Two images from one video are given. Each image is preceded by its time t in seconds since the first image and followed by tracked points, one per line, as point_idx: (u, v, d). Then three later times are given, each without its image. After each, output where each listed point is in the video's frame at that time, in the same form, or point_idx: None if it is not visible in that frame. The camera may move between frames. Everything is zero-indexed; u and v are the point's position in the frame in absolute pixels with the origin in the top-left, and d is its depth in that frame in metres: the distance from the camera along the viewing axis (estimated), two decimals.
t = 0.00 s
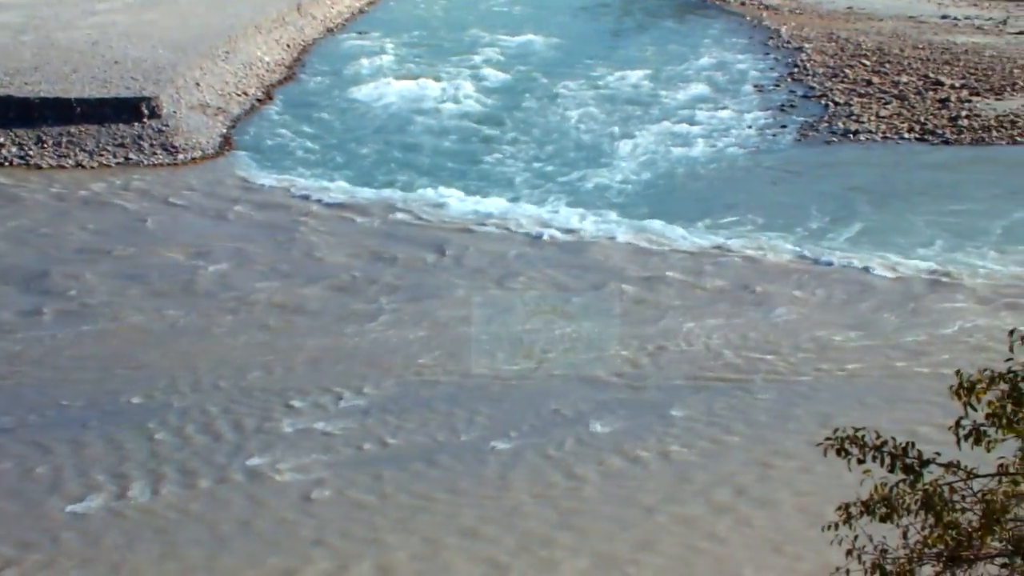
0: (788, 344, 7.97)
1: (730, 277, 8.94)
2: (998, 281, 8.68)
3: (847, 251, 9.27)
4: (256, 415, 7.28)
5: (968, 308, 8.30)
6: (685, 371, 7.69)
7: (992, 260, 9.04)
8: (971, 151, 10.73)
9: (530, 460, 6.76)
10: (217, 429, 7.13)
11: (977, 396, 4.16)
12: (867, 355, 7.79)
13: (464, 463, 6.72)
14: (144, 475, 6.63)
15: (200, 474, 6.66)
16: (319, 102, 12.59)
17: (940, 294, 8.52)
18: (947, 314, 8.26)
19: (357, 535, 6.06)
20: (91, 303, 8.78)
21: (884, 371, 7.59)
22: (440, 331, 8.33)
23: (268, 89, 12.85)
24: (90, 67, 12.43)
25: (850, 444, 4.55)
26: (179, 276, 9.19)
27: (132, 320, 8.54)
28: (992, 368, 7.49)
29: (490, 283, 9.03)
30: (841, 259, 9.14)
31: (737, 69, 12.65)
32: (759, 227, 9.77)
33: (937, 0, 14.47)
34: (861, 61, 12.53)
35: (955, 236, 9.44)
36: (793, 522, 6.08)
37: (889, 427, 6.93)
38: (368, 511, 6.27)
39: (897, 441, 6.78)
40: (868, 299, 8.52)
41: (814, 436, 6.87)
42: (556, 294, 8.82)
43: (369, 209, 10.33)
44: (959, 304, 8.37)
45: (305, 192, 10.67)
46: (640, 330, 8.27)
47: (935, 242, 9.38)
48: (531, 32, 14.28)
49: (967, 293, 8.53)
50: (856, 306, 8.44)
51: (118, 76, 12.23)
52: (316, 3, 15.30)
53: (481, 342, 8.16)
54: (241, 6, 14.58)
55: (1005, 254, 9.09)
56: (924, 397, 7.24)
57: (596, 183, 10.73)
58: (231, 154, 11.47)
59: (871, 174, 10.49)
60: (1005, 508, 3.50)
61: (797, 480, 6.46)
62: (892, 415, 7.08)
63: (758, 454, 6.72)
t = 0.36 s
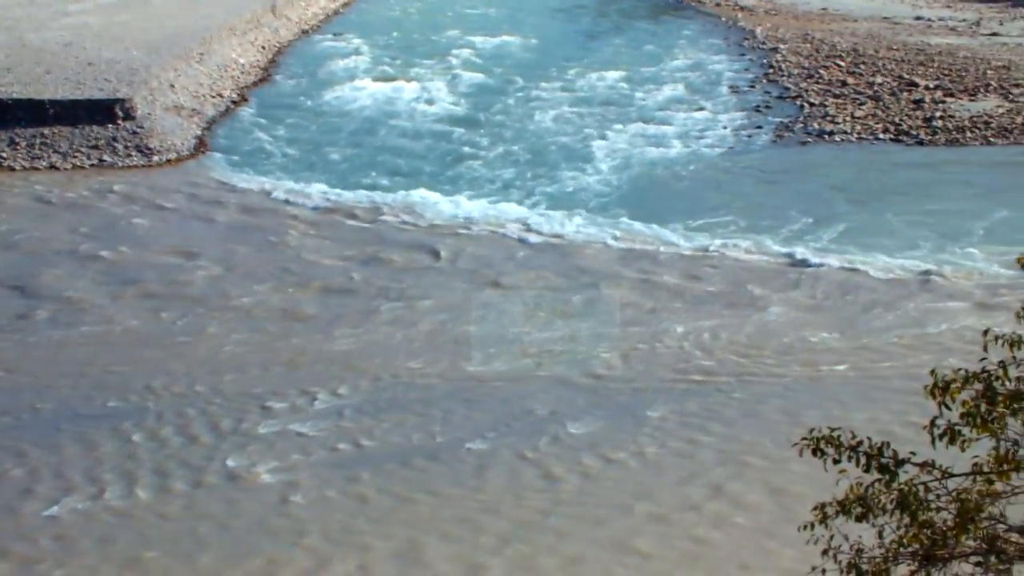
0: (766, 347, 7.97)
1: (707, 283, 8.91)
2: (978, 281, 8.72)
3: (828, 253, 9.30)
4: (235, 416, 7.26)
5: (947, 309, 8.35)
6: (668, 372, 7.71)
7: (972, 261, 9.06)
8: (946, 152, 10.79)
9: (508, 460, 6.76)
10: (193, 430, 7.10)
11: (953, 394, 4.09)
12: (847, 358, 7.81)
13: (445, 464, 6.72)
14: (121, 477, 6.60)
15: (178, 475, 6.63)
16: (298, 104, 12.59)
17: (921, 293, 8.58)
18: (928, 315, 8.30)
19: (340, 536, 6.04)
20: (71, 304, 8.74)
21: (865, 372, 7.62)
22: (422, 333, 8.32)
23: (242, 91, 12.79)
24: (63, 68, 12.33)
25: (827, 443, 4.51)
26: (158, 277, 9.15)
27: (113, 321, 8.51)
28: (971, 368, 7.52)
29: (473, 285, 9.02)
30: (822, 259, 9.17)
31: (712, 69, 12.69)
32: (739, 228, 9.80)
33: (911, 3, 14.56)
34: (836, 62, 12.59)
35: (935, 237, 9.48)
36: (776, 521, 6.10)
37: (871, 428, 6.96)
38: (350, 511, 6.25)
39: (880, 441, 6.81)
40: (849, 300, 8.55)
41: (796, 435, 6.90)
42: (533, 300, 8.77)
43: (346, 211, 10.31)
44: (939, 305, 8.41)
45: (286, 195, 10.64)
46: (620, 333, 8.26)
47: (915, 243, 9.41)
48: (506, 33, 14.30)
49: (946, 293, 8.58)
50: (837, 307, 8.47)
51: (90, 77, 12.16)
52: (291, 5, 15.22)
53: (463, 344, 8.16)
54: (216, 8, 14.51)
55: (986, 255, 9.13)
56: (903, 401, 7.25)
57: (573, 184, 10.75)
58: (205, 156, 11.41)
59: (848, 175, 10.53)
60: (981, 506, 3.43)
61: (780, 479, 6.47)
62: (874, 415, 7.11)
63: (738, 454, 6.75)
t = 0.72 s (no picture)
0: (739, 353, 7.95)
1: (682, 289, 8.89)
2: (953, 286, 8.73)
3: (805, 258, 9.29)
4: (207, 423, 7.22)
5: (921, 313, 8.36)
6: (642, 377, 7.69)
7: (950, 265, 9.08)
8: (918, 156, 10.81)
9: (481, 465, 6.73)
10: (164, 437, 7.06)
11: (926, 398, 4.10)
12: (820, 363, 7.80)
13: (419, 469, 6.69)
14: (93, 486, 6.55)
15: (151, 482, 6.59)
16: (272, 110, 12.54)
17: (896, 297, 8.59)
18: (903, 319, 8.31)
19: (317, 541, 6.01)
20: (43, 311, 8.68)
21: (839, 377, 7.62)
22: (396, 339, 8.28)
23: (214, 96, 12.74)
24: (34, 74, 12.27)
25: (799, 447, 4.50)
26: (130, 283, 9.09)
27: (88, 329, 8.45)
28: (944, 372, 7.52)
29: (449, 290, 8.99)
30: (799, 263, 9.17)
31: (685, 74, 12.68)
32: (715, 233, 9.79)
33: (883, 8, 14.60)
34: (809, 67, 12.61)
35: (911, 242, 9.48)
36: (752, 524, 6.09)
37: (845, 432, 6.96)
38: (326, 517, 6.22)
39: (855, 446, 6.81)
40: (824, 305, 8.55)
41: (770, 439, 6.89)
42: (508, 306, 8.73)
43: (320, 216, 10.27)
44: (913, 309, 8.42)
45: (262, 201, 10.59)
46: (594, 338, 8.23)
47: (891, 248, 9.41)
48: (479, 39, 14.28)
49: (921, 297, 8.58)
50: (812, 312, 8.47)
51: (62, 83, 12.09)
52: (263, 9, 15.12)
53: (438, 350, 8.13)
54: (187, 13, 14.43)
55: (963, 259, 9.14)
56: (876, 406, 7.24)
57: (547, 189, 10.73)
58: (178, 162, 11.35)
59: (824, 180, 10.53)
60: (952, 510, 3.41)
61: (755, 483, 6.46)
62: (847, 420, 7.10)
63: (712, 459, 6.74)
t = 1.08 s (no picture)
0: (717, 354, 7.93)
1: (660, 289, 8.87)
2: (932, 285, 8.72)
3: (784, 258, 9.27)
4: (184, 425, 7.19)
5: (900, 313, 8.36)
6: (619, 378, 7.67)
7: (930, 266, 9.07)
8: (897, 157, 10.82)
9: (460, 467, 6.72)
10: (143, 439, 7.04)
11: (903, 399, 4.10)
12: (797, 364, 7.79)
13: (398, 471, 6.67)
14: (70, 490, 6.52)
15: (129, 486, 6.56)
16: (250, 112, 12.50)
17: (874, 298, 8.59)
18: (883, 319, 8.31)
19: (297, 544, 5.99)
20: (21, 313, 8.63)
21: (816, 378, 7.61)
22: (375, 341, 8.26)
23: (192, 98, 12.70)
24: (11, 75, 12.21)
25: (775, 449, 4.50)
26: (109, 286, 9.05)
27: (67, 330, 8.42)
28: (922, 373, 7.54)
29: (428, 292, 8.96)
30: (778, 264, 9.16)
31: (664, 75, 12.67)
32: (696, 235, 9.77)
33: (860, 9, 14.63)
34: (787, 68, 12.63)
35: (891, 242, 9.48)
36: (731, 526, 6.10)
37: (822, 434, 6.96)
38: (306, 519, 6.20)
39: (832, 447, 6.80)
40: (803, 305, 8.55)
41: (747, 441, 6.88)
42: (487, 307, 8.70)
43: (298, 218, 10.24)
44: (892, 309, 8.41)
45: (241, 202, 10.55)
46: (573, 339, 8.21)
47: (871, 248, 9.41)
48: (458, 40, 14.26)
49: (901, 296, 8.58)
50: (791, 312, 8.46)
51: (40, 84, 12.04)
52: (241, 11, 15.10)
53: (417, 351, 8.11)
54: (165, 14, 14.40)
55: (942, 260, 9.14)
56: (853, 408, 7.24)
57: (526, 192, 10.71)
58: (156, 163, 11.31)
59: (804, 181, 10.52)
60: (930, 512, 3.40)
61: (733, 484, 6.46)
62: (823, 422, 7.10)
63: (690, 460, 6.72)
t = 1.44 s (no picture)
0: (694, 353, 7.93)
1: (640, 288, 8.86)
2: (911, 281, 8.73)
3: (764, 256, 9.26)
4: (160, 427, 7.16)
5: (878, 309, 8.35)
6: (596, 377, 7.67)
7: (914, 262, 9.09)
8: (875, 154, 10.83)
9: (439, 466, 6.71)
10: (121, 440, 7.02)
11: (881, 396, 4.07)
12: (774, 362, 7.79)
13: (376, 471, 6.65)
14: (47, 492, 6.49)
15: (106, 488, 6.53)
16: (228, 112, 12.46)
17: (852, 295, 8.59)
18: (862, 315, 8.32)
19: (277, 544, 5.98)
20: None
21: (793, 376, 7.61)
22: (353, 341, 8.24)
23: (170, 98, 12.66)
24: None
25: (751, 446, 4.48)
26: (86, 288, 9.01)
27: (46, 331, 8.39)
28: (900, 370, 7.55)
29: (407, 291, 8.94)
30: (757, 262, 9.15)
31: (641, 73, 12.67)
32: (675, 233, 9.76)
33: (838, 7, 14.65)
34: (765, 65, 12.64)
35: (872, 238, 9.49)
36: (709, 524, 6.10)
37: (798, 431, 6.96)
38: (285, 520, 6.19)
39: (810, 445, 6.80)
40: (781, 303, 8.54)
41: (724, 438, 6.88)
42: (465, 305, 8.69)
43: (277, 218, 10.21)
44: (870, 306, 8.42)
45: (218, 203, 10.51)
46: (551, 337, 8.19)
47: (852, 244, 9.41)
48: (436, 39, 14.24)
49: (880, 293, 8.60)
50: (769, 310, 8.46)
51: (16, 85, 11.99)
52: (219, 12, 15.06)
53: (394, 351, 8.09)
54: (141, 14, 14.36)
55: (923, 257, 9.16)
56: (829, 405, 7.24)
57: (504, 191, 10.70)
58: (134, 164, 11.27)
59: (784, 178, 10.53)
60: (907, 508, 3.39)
61: (710, 482, 6.46)
62: (800, 419, 7.09)
63: (669, 457, 6.73)
